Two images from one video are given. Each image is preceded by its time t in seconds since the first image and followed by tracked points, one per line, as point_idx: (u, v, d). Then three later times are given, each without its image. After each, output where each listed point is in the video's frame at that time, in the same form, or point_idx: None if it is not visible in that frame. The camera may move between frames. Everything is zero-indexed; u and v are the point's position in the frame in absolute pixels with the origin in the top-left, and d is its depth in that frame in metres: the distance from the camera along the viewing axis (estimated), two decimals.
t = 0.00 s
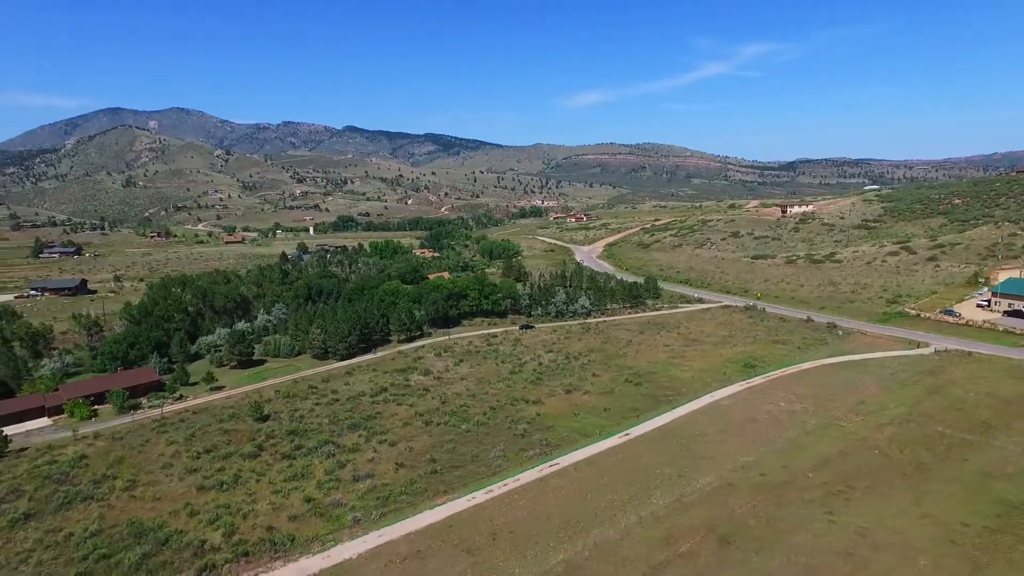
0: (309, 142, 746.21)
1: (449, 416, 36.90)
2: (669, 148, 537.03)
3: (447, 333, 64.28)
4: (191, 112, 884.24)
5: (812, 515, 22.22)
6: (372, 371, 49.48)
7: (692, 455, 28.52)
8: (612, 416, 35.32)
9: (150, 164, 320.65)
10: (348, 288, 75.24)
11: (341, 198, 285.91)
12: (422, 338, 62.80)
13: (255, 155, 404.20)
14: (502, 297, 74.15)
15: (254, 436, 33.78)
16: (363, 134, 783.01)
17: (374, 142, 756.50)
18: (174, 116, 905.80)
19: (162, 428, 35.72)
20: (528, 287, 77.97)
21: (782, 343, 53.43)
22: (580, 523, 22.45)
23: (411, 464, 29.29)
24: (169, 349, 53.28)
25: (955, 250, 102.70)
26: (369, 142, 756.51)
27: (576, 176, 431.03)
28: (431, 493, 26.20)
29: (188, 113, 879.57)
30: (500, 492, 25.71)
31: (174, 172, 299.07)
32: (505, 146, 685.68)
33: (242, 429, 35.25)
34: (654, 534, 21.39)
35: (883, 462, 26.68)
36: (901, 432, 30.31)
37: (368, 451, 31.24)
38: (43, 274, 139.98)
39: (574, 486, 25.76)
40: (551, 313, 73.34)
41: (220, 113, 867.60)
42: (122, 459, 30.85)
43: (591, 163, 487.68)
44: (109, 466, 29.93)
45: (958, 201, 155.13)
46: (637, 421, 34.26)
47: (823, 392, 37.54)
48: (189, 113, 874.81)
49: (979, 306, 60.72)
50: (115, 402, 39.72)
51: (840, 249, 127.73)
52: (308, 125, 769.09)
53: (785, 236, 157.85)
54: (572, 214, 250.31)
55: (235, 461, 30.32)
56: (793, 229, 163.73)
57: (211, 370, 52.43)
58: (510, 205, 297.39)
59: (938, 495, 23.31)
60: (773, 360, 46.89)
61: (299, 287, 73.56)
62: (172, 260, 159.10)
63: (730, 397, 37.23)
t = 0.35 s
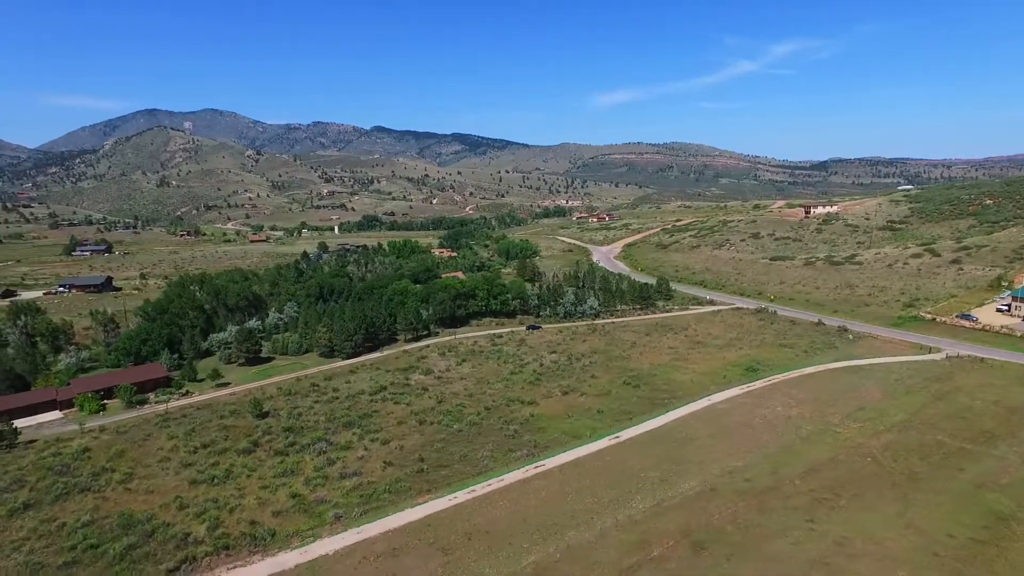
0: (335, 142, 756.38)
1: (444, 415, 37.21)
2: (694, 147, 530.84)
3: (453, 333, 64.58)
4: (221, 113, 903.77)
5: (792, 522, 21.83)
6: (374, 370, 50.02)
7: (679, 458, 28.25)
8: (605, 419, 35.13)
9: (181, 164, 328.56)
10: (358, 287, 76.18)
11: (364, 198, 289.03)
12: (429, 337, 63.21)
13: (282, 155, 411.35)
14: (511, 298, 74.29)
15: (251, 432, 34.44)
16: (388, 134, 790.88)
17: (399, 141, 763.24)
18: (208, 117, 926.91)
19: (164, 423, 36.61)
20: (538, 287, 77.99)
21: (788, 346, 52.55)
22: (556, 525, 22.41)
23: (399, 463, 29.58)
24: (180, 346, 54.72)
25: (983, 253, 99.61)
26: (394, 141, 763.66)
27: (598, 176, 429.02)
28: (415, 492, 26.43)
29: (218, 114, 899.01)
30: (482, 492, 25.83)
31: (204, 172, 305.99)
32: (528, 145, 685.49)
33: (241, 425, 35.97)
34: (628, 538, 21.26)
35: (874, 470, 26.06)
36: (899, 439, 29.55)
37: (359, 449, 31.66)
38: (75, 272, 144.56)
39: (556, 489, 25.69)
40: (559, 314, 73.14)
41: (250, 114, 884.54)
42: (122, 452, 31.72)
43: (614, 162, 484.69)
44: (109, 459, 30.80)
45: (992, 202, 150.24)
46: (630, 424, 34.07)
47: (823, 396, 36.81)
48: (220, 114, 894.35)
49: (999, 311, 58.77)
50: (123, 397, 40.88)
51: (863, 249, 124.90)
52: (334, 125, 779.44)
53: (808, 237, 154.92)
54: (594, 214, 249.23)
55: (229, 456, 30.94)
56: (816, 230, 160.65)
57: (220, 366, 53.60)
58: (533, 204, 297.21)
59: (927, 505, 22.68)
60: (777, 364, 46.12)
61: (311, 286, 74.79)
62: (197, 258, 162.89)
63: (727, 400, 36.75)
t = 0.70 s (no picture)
0: (363, 142, 765.45)
1: (441, 414, 37.56)
2: (722, 146, 522.63)
3: (462, 332, 65.00)
4: (253, 114, 922.80)
5: (772, 529, 21.53)
6: (380, 368, 50.75)
7: (667, 462, 28.02)
8: (600, 421, 35.06)
9: (213, 164, 336.30)
10: (371, 286, 77.22)
11: (389, 197, 291.84)
12: (438, 336, 63.78)
13: (310, 154, 417.60)
14: (522, 298, 74.27)
15: (252, 427, 35.26)
16: (414, 133, 797.07)
17: (425, 141, 768.29)
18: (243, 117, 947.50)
19: (171, 417, 37.73)
20: (550, 287, 77.85)
21: (798, 349, 51.53)
22: (534, 526, 22.43)
23: (390, 459, 30.00)
24: (196, 341, 56.48)
25: (1019, 255, 95.75)
26: (421, 141, 769.16)
27: (623, 177, 425.45)
28: (401, 489, 26.75)
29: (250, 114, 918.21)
30: (467, 491, 26.04)
31: (234, 172, 312.77)
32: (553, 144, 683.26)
33: (244, 419, 36.85)
34: (604, 541, 21.21)
35: (865, 478, 25.51)
36: (897, 447, 28.82)
37: (353, 445, 32.17)
38: (109, 269, 149.21)
39: (541, 490, 25.76)
40: (570, 314, 72.82)
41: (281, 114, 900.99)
42: (128, 444, 32.80)
43: (640, 162, 479.94)
44: (113, 451, 31.85)
45: None
46: (624, 425, 33.98)
47: (825, 402, 36.08)
48: (252, 114, 913.25)
49: None
50: (136, 390, 42.24)
51: (891, 251, 121.40)
52: (362, 125, 788.54)
53: (834, 237, 151.20)
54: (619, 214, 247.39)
55: (227, 449, 31.74)
56: (843, 231, 156.76)
57: (232, 362, 55.12)
58: (560, 204, 296.16)
59: (915, 516, 22.09)
60: (784, 368, 45.31)
61: (326, 284, 76.16)
62: (225, 256, 166.47)
63: (725, 404, 36.35)
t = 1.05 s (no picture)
0: (395, 142, 775.52)
1: (442, 412, 37.87)
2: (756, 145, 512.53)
3: (474, 332, 65.30)
4: (288, 115, 943.74)
5: (755, 536, 21.13)
6: (389, 365, 51.40)
7: (660, 465, 27.71)
8: (599, 422, 34.85)
9: (248, 165, 345.12)
10: (388, 285, 78.25)
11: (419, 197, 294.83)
12: (450, 335, 64.27)
13: (342, 154, 424.85)
14: (537, 298, 74.25)
15: (257, 422, 36.15)
16: (445, 134, 803.34)
17: (455, 141, 773.88)
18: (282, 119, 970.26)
19: (182, 410, 38.95)
20: (565, 287, 77.64)
21: (813, 353, 50.26)
22: (515, 525, 22.46)
23: (385, 456, 30.41)
24: (215, 338, 58.20)
25: None
26: (451, 141, 775.32)
27: (652, 177, 420.79)
28: (391, 486, 27.10)
29: (286, 115, 939.11)
30: (456, 488, 26.24)
31: (268, 173, 320.20)
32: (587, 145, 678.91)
33: (251, 414, 37.80)
34: (583, 542, 21.12)
35: (861, 487, 24.83)
36: (900, 456, 27.93)
37: (352, 441, 32.71)
38: (146, 266, 154.44)
39: (528, 489, 25.77)
40: (585, 315, 72.48)
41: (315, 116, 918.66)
42: (138, 436, 33.98)
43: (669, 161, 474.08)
44: (123, 442, 33.04)
45: None
46: (622, 427, 33.73)
47: (832, 407, 35.21)
48: (288, 116, 933.44)
49: None
50: (152, 384, 43.67)
51: (924, 253, 117.40)
52: (394, 126, 798.62)
53: (867, 238, 146.76)
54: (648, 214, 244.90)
55: (231, 443, 32.63)
56: (875, 232, 152.15)
57: (249, 358, 56.62)
58: (590, 204, 294.63)
59: (906, 527, 21.42)
60: (796, 371, 44.28)
61: (344, 283, 77.54)
62: (256, 253, 170.72)
63: (728, 407, 35.74)
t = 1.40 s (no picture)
0: (424, 142, 782.19)
1: (441, 409, 38.20)
2: (789, 143, 500.97)
3: (486, 330, 65.54)
4: (321, 115, 960.56)
5: (735, 540, 20.90)
6: (397, 363, 52.03)
7: (651, 466, 27.56)
8: (596, 423, 34.72)
9: (280, 165, 352.50)
10: (404, 283, 79.16)
11: (449, 196, 296.88)
12: (461, 334, 64.64)
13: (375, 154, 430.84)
14: (550, 297, 74.13)
15: (262, 416, 37.11)
16: (473, 133, 806.63)
17: (483, 140, 776.49)
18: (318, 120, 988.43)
19: (193, 403, 40.22)
20: (580, 287, 77.35)
21: (826, 356, 49.08)
22: (495, 523, 22.60)
23: (379, 452, 30.89)
24: (232, 334, 59.89)
25: None
26: (480, 141, 777.85)
27: (681, 176, 415.16)
28: (382, 481, 27.50)
29: (321, 116, 956.42)
30: (444, 485, 26.49)
31: (299, 172, 326.39)
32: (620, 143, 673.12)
33: (257, 408, 38.81)
34: (560, 542, 21.12)
35: (853, 494, 24.27)
36: (901, 463, 27.17)
37: (350, 436, 33.28)
38: (180, 263, 159.23)
39: (515, 488, 25.86)
40: (599, 315, 72.13)
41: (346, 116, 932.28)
42: (147, 428, 35.29)
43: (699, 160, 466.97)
44: (134, 433, 34.37)
45: None
46: (619, 428, 33.57)
47: (837, 412, 34.45)
48: (320, 116, 949.63)
49: None
50: (167, 377, 45.22)
51: (958, 254, 113.27)
52: (424, 126, 805.43)
53: (899, 238, 142.29)
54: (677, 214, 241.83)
55: (234, 436, 33.57)
56: (909, 232, 147.30)
57: (264, 353, 58.12)
58: (621, 203, 292.37)
59: (894, 537, 20.85)
60: (805, 375, 43.38)
61: (362, 281, 78.79)
62: (284, 252, 174.28)
63: (729, 410, 35.27)
